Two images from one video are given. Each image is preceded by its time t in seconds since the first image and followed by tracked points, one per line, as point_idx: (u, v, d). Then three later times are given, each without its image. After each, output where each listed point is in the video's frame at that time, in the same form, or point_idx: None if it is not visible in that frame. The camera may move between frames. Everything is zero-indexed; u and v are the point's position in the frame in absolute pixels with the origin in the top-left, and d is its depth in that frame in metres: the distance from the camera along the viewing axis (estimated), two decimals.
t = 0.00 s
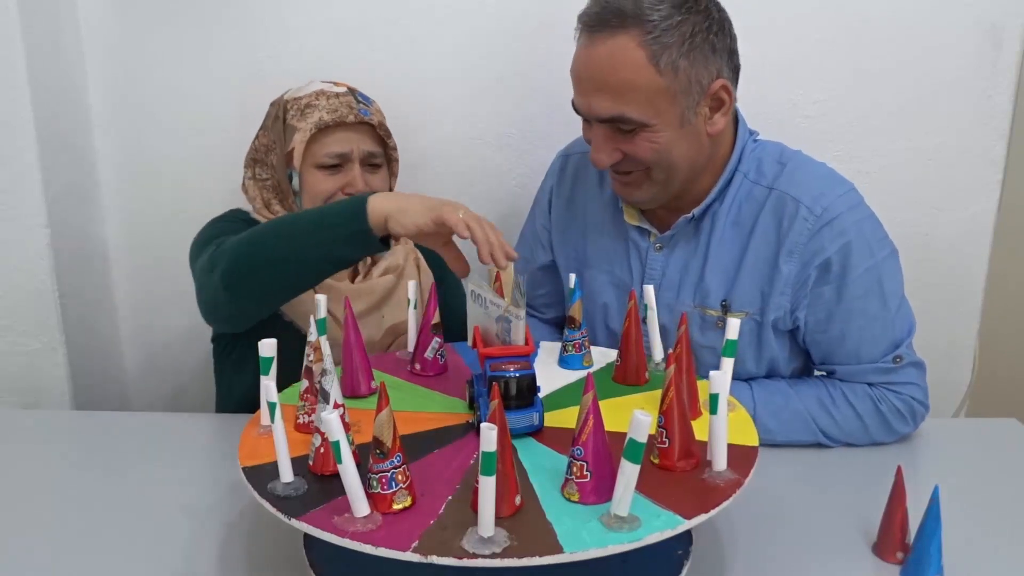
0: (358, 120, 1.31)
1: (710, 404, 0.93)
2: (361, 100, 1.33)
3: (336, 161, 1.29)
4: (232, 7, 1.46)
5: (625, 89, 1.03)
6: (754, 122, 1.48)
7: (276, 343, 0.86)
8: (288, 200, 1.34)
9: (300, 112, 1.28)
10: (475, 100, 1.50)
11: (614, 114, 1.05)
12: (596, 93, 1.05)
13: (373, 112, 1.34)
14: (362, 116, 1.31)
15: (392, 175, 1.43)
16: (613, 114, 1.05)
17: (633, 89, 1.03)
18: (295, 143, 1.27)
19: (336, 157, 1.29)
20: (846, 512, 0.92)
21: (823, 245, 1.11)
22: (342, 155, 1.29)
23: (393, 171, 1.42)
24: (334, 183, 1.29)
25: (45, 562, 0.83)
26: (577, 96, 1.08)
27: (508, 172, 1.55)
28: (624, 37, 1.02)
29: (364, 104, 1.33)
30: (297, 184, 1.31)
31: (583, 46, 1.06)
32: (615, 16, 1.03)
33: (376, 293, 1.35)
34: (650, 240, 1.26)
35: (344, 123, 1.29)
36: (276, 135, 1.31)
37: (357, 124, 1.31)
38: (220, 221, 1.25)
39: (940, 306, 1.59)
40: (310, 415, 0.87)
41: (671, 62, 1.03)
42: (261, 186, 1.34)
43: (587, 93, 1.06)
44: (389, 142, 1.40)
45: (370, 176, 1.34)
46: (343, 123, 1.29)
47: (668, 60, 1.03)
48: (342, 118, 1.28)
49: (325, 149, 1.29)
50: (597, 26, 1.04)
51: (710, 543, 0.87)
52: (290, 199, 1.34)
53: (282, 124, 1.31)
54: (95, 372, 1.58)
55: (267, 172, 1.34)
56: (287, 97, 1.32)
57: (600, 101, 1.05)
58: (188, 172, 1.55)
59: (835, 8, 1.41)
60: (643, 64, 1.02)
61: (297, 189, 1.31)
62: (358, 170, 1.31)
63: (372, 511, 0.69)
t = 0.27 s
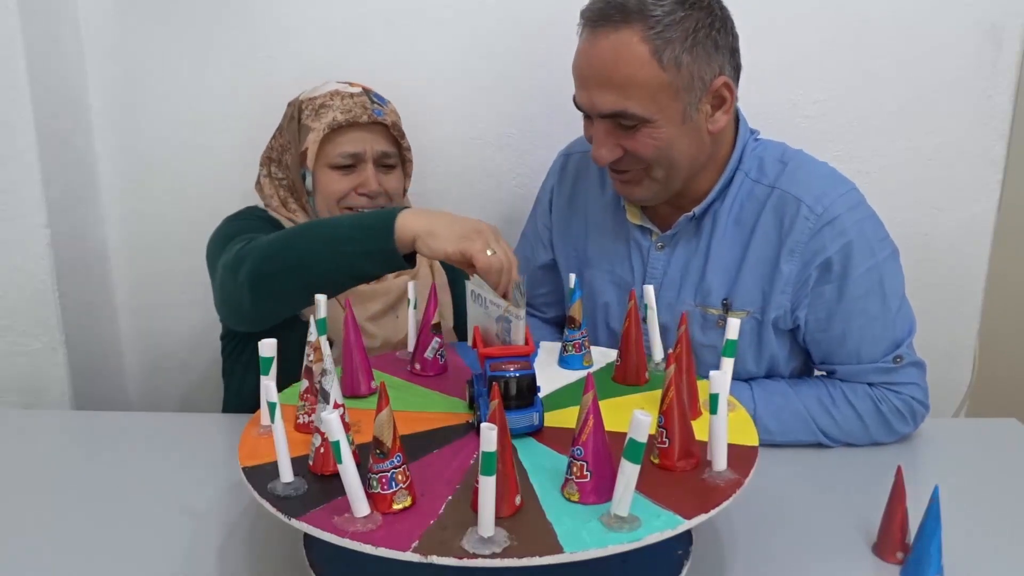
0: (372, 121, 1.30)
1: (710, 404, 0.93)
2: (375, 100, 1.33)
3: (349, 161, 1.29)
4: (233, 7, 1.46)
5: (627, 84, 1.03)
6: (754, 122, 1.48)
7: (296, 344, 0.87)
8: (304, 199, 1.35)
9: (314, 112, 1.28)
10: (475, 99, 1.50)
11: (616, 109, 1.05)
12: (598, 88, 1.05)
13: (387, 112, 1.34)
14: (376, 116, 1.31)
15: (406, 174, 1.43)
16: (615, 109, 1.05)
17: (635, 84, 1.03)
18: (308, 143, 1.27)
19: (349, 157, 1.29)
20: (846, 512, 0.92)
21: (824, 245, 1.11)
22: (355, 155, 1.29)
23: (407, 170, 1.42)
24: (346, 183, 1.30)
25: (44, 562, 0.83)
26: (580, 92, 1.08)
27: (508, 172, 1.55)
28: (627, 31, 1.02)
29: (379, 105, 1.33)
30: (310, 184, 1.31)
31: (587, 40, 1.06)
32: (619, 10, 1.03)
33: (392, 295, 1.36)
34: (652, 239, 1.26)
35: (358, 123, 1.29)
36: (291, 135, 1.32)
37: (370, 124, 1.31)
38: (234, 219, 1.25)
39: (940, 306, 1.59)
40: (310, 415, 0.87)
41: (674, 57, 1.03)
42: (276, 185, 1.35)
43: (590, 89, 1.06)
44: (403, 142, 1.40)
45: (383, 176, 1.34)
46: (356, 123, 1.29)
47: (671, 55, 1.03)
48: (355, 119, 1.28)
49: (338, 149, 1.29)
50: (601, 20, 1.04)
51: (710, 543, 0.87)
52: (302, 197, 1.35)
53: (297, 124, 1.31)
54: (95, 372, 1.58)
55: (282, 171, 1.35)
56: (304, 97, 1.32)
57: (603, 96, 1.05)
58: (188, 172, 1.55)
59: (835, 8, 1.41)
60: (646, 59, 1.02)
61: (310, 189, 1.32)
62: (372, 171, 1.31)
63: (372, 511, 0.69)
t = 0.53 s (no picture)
0: (376, 121, 1.30)
1: (710, 404, 0.93)
2: (381, 100, 1.33)
3: (353, 161, 1.29)
4: (233, 7, 1.46)
5: (629, 78, 1.03)
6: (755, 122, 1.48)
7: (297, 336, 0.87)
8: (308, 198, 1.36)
9: (319, 112, 1.28)
10: (475, 99, 1.50)
11: (618, 104, 1.05)
12: (600, 83, 1.05)
13: (393, 112, 1.33)
14: (381, 116, 1.31)
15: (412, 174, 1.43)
16: (616, 103, 1.05)
17: (637, 77, 1.03)
18: (313, 142, 1.27)
19: (353, 157, 1.29)
20: (846, 512, 0.92)
21: (826, 243, 1.11)
22: (359, 155, 1.29)
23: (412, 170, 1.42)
24: (350, 183, 1.29)
25: (44, 562, 0.83)
26: (581, 87, 1.08)
27: (508, 172, 1.55)
28: (630, 25, 1.02)
29: (384, 105, 1.33)
30: (315, 183, 1.32)
31: (589, 35, 1.06)
32: (622, 5, 1.03)
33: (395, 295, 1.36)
34: (654, 238, 1.26)
35: (362, 123, 1.29)
36: (296, 134, 1.32)
37: (375, 124, 1.31)
38: (238, 217, 1.26)
39: (940, 306, 1.59)
40: (310, 415, 0.87)
41: (677, 51, 1.03)
42: (281, 183, 1.36)
43: (591, 83, 1.06)
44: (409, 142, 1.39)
45: (388, 176, 1.33)
46: (361, 123, 1.29)
47: (673, 49, 1.03)
48: (359, 119, 1.28)
49: (343, 149, 1.29)
50: (603, 14, 1.04)
51: (710, 543, 0.87)
52: (308, 197, 1.35)
53: (301, 124, 1.31)
54: (96, 372, 1.58)
55: (288, 169, 1.36)
56: (309, 97, 1.32)
57: (605, 90, 1.05)
58: (188, 172, 1.55)
59: (835, 8, 1.41)
60: (649, 54, 1.02)
61: (315, 188, 1.32)
62: (376, 171, 1.31)
63: (372, 511, 0.69)
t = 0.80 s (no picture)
0: (371, 122, 1.29)
1: (710, 404, 0.93)
2: (374, 100, 1.32)
3: (347, 162, 1.27)
4: (233, 7, 1.46)
5: (646, 77, 1.02)
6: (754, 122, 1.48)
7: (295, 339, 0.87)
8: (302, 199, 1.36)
9: (312, 113, 1.28)
10: (474, 99, 1.50)
11: (635, 103, 1.03)
12: (614, 83, 1.04)
13: (386, 112, 1.33)
14: (375, 117, 1.30)
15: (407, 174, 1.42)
16: (633, 103, 1.04)
17: (656, 75, 1.02)
18: (307, 144, 1.26)
19: (347, 158, 1.27)
20: (846, 513, 0.92)
21: (826, 243, 1.11)
22: (353, 155, 1.27)
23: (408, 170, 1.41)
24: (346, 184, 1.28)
25: (44, 563, 0.83)
26: (591, 89, 1.07)
27: (508, 172, 1.55)
28: (643, 23, 1.02)
29: (377, 105, 1.32)
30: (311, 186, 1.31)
31: (598, 37, 1.05)
32: (630, 4, 1.03)
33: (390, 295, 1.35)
34: (655, 238, 1.26)
35: (356, 124, 1.28)
36: (290, 135, 1.32)
37: (370, 125, 1.30)
38: (232, 217, 1.26)
39: (940, 306, 1.59)
40: (310, 415, 0.87)
41: (692, 47, 1.03)
42: (276, 184, 1.36)
43: (604, 85, 1.04)
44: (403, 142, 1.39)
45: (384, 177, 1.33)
46: (355, 125, 1.28)
47: (689, 45, 1.03)
48: (353, 120, 1.27)
49: (338, 150, 1.28)
50: (612, 15, 1.03)
51: (710, 543, 0.87)
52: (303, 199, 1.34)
53: (296, 125, 1.31)
54: (96, 372, 1.58)
55: (282, 170, 1.36)
56: (302, 97, 1.32)
57: (619, 90, 1.04)
58: (188, 172, 1.55)
59: (835, 8, 1.41)
60: (665, 50, 1.02)
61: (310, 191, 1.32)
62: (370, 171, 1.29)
63: (372, 511, 0.69)
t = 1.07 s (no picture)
0: (368, 123, 1.29)
1: (710, 404, 0.93)
2: (372, 102, 1.32)
3: (343, 163, 1.28)
4: (234, 7, 1.46)
5: (683, 79, 1.02)
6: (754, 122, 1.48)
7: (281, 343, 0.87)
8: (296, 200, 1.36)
9: (310, 113, 1.28)
10: (475, 99, 1.50)
11: (671, 105, 1.03)
12: (648, 84, 1.02)
13: (383, 113, 1.33)
14: (373, 118, 1.30)
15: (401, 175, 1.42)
16: (669, 105, 1.03)
17: (694, 78, 1.01)
18: (304, 145, 1.27)
19: (343, 160, 1.28)
20: (847, 513, 0.92)
21: (820, 246, 1.11)
22: (349, 157, 1.28)
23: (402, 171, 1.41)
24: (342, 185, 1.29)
25: (45, 562, 0.83)
26: (621, 88, 1.05)
27: (508, 172, 1.55)
28: (682, 24, 1.00)
29: (375, 106, 1.32)
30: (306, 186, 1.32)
31: (630, 34, 1.02)
32: (667, 3, 1.01)
33: (378, 296, 1.36)
34: (650, 239, 1.25)
35: (353, 125, 1.28)
36: (285, 135, 1.32)
37: (367, 127, 1.30)
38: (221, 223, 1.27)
39: (940, 306, 1.59)
40: (310, 415, 0.87)
41: (728, 49, 1.04)
42: (270, 184, 1.37)
43: (637, 85, 1.03)
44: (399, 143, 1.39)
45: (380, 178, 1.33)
46: (352, 126, 1.29)
47: (725, 48, 1.03)
48: (351, 121, 1.28)
49: (334, 151, 1.28)
50: (648, 13, 1.01)
51: (710, 543, 0.87)
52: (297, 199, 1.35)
53: (292, 125, 1.31)
54: (96, 372, 1.58)
55: (277, 170, 1.37)
56: (298, 97, 1.32)
57: (654, 92, 1.02)
58: (188, 172, 1.55)
59: (835, 7, 1.41)
60: (703, 52, 1.01)
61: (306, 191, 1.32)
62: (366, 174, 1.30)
63: (372, 511, 0.69)
